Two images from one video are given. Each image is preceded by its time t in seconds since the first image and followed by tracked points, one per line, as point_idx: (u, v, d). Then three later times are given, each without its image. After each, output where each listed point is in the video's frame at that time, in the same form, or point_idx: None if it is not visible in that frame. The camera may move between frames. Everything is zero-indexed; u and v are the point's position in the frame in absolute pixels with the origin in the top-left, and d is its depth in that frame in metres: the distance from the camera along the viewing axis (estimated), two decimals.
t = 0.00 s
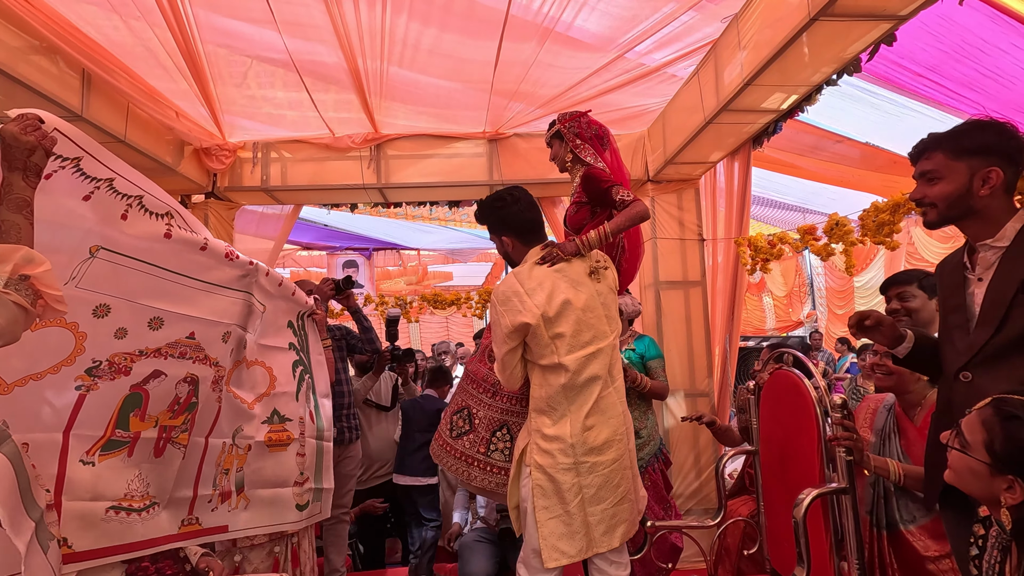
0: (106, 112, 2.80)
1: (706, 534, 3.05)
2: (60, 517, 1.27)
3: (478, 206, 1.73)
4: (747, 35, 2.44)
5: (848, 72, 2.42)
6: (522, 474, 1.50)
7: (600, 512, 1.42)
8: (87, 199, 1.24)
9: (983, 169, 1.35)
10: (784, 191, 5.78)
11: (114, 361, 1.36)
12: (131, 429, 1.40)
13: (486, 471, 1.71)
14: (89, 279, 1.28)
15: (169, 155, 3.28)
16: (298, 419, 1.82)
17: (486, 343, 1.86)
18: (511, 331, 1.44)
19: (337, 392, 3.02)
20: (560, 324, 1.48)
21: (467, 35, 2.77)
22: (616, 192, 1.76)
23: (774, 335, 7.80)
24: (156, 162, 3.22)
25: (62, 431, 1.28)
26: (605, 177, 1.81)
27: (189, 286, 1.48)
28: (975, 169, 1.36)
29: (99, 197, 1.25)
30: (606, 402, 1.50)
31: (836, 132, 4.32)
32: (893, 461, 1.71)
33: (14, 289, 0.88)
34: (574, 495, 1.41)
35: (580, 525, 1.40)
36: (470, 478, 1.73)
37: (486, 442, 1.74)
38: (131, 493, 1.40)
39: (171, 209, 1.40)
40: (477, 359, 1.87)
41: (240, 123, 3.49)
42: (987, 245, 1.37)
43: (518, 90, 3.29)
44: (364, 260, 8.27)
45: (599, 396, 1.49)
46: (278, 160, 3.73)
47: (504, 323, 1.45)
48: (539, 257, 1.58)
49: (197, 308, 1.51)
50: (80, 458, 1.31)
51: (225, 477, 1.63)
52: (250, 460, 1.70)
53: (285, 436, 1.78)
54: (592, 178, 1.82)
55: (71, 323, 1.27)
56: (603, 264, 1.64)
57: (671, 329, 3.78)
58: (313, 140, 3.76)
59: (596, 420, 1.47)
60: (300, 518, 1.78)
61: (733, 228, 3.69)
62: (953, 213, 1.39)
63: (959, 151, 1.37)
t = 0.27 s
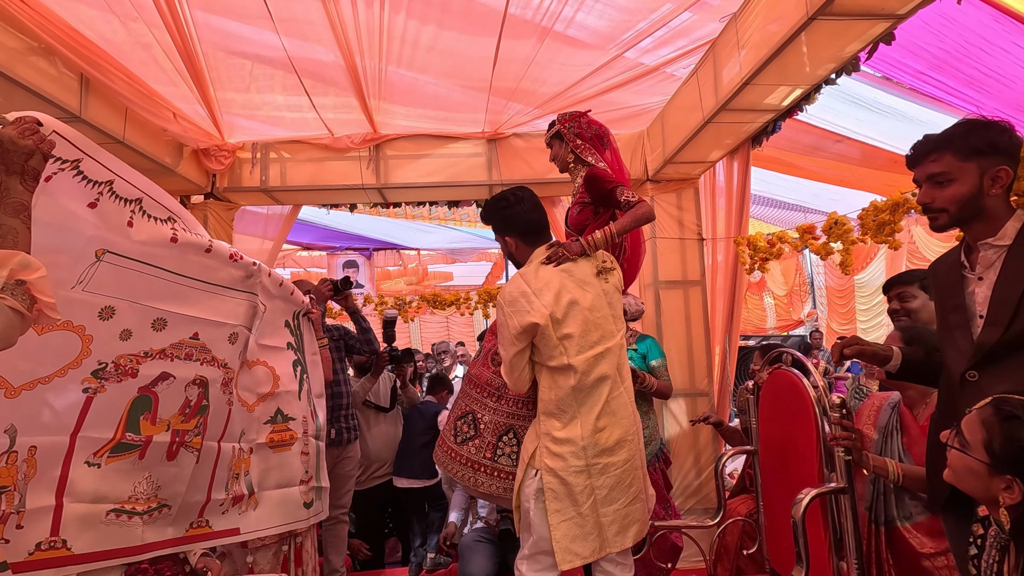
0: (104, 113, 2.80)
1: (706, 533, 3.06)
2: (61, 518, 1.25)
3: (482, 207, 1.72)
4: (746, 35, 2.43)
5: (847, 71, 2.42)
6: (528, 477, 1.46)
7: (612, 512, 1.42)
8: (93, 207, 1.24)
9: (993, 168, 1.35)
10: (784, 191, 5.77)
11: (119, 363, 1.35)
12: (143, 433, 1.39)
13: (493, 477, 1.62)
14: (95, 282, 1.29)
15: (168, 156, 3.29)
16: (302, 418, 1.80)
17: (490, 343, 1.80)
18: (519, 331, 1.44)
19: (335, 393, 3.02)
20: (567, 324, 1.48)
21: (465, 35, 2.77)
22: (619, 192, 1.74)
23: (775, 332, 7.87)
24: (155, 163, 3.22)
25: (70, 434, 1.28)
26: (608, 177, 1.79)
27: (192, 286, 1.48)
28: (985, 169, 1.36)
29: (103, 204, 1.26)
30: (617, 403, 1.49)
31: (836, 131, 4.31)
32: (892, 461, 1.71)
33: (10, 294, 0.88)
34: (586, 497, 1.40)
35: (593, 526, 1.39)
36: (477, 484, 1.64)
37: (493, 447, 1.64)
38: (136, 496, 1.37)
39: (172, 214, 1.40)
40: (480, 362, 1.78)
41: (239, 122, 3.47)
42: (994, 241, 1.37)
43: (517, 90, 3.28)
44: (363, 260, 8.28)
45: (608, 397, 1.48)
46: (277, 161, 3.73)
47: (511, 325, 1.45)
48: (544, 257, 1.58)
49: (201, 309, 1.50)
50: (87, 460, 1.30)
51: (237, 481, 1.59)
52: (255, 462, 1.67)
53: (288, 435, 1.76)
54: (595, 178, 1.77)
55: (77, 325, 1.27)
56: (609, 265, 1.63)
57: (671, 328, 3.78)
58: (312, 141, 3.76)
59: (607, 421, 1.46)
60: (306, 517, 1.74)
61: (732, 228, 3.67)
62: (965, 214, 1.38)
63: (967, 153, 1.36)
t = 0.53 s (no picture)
0: (104, 114, 2.81)
1: (706, 531, 3.06)
2: (76, 523, 1.26)
3: (476, 205, 1.71)
4: (745, 33, 2.43)
5: (847, 69, 2.41)
6: (529, 481, 1.45)
7: (613, 516, 1.39)
8: (105, 223, 1.24)
9: (987, 168, 1.35)
10: (785, 189, 5.77)
11: (129, 369, 1.35)
12: (160, 438, 1.40)
13: (492, 484, 1.60)
14: (104, 289, 1.28)
15: (168, 157, 3.29)
16: (302, 416, 1.81)
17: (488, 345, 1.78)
18: (514, 329, 1.43)
19: (333, 394, 3.02)
20: (560, 324, 1.46)
21: (463, 35, 2.77)
22: (619, 191, 1.72)
23: (775, 331, 7.86)
24: (155, 163, 3.23)
25: (85, 440, 1.28)
26: (607, 177, 1.77)
27: (200, 291, 1.49)
28: (979, 170, 1.36)
29: (116, 220, 1.26)
30: (615, 404, 1.46)
31: (836, 130, 4.30)
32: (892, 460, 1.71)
33: (12, 298, 0.87)
34: (586, 501, 1.38)
35: (593, 530, 1.37)
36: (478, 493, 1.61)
37: (492, 454, 1.62)
38: (152, 501, 1.37)
39: (177, 225, 1.44)
40: (478, 367, 1.76)
41: (237, 121, 3.46)
42: (992, 241, 1.38)
43: (516, 89, 3.28)
44: (364, 259, 8.28)
45: (605, 398, 1.45)
46: (277, 161, 3.74)
47: (506, 323, 1.44)
48: (539, 255, 1.58)
49: (209, 312, 1.51)
50: (105, 467, 1.30)
51: (240, 479, 1.59)
52: (256, 460, 1.67)
53: (288, 433, 1.76)
54: (595, 177, 1.77)
55: (86, 331, 1.27)
56: (607, 262, 1.62)
57: (671, 327, 3.78)
58: (312, 141, 3.76)
59: (604, 423, 1.43)
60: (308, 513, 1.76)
61: (732, 225, 3.67)
62: (964, 215, 1.38)
63: (960, 155, 1.37)
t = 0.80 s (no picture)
0: (105, 113, 2.81)
1: (709, 528, 3.07)
2: (91, 528, 1.29)
3: (463, 203, 1.75)
4: (746, 30, 2.42)
5: (847, 66, 2.40)
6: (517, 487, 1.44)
7: (600, 523, 1.37)
8: (122, 234, 1.24)
9: (978, 169, 1.35)
10: (786, 187, 5.76)
11: (146, 374, 1.36)
12: (174, 441, 1.42)
13: (482, 493, 1.64)
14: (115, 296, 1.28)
15: (169, 156, 3.29)
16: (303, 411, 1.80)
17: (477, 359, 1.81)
18: (496, 318, 1.43)
19: (334, 395, 3.00)
20: (543, 316, 1.43)
21: (464, 33, 2.77)
22: (611, 190, 1.68)
23: (777, 327, 7.92)
24: (156, 163, 3.23)
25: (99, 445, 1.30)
26: (600, 176, 1.72)
27: (211, 294, 1.49)
28: (969, 172, 1.37)
29: (130, 230, 1.25)
30: (605, 406, 1.43)
31: (837, 128, 4.29)
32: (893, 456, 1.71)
33: (10, 297, 0.86)
34: (573, 506, 1.35)
35: (579, 537, 1.35)
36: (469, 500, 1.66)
37: (481, 461, 1.68)
38: (166, 505, 1.40)
39: (183, 234, 1.46)
40: (472, 375, 1.82)
41: (239, 120, 3.45)
42: (993, 239, 1.38)
43: (517, 87, 3.28)
44: (366, 259, 8.30)
45: (591, 397, 1.41)
46: (277, 160, 3.74)
47: (488, 312, 1.44)
48: (525, 246, 1.55)
49: (219, 314, 1.51)
50: (121, 473, 1.33)
51: (241, 477, 1.60)
52: (259, 457, 1.68)
53: (290, 427, 1.76)
54: (587, 177, 1.72)
55: (97, 336, 1.27)
56: (596, 258, 1.60)
57: (672, 325, 3.79)
58: (313, 140, 3.76)
59: (592, 425, 1.40)
60: (307, 507, 1.75)
61: (732, 224, 3.69)
62: (967, 218, 1.39)
63: (943, 163, 1.38)
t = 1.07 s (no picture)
0: (107, 113, 2.82)
1: (710, 525, 3.07)
2: (113, 523, 1.30)
3: (458, 205, 1.78)
4: (747, 27, 2.42)
5: (848, 63, 2.41)
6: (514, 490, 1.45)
7: (600, 531, 1.32)
8: (143, 229, 1.16)
9: (968, 170, 1.37)
10: (786, 184, 5.76)
11: (162, 372, 1.34)
12: (191, 437, 1.44)
13: (483, 510, 1.69)
14: (143, 298, 1.24)
15: (171, 155, 3.30)
16: (306, 404, 1.83)
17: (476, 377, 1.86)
18: (487, 308, 1.45)
19: (336, 393, 3.00)
20: (533, 308, 1.43)
21: (465, 31, 2.77)
22: (608, 198, 1.56)
23: (778, 326, 7.89)
24: (159, 161, 3.24)
25: (121, 444, 1.28)
26: (599, 181, 1.59)
27: (235, 295, 1.50)
28: (959, 174, 1.38)
29: (151, 225, 1.18)
30: (599, 404, 1.39)
31: (839, 126, 4.29)
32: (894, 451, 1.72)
33: (10, 291, 0.84)
34: (568, 511, 1.33)
35: (577, 546, 1.32)
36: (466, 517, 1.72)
37: (482, 478, 1.73)
38: (184, 499, 1.42)
39: (204, 229, 1.41)
40: (471, 391, 1.88)
41: (240, 118, 3.46)
42: (992, 234, 1.39)
43: (518, 86, 3.28)
44: (366, 258, 8.29)
45: (584, 395, 1.38)
46: (279, 158, 3.75)
47: (480, 303, 1.46)
48: (515, 245, 1.55)
49: (239, 314, 1.53)
50: (142, 468, 1.33)
51: (242, 469, 1.64)
52: (261, 450, 1.72)
53: (294, 421, 1.79)
54: (584, 181, 1.60)
55: (123, 337, 1.22)
56: (591, 257, 1.57)
57: (673, 323, 3.79)
58: (314, 138, 3.77)
59: (584, 423, 1.37)
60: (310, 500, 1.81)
61: (733, 220, 3.75)
62: (967, 219, 1.41)
63: (932, 169, 1.40)
